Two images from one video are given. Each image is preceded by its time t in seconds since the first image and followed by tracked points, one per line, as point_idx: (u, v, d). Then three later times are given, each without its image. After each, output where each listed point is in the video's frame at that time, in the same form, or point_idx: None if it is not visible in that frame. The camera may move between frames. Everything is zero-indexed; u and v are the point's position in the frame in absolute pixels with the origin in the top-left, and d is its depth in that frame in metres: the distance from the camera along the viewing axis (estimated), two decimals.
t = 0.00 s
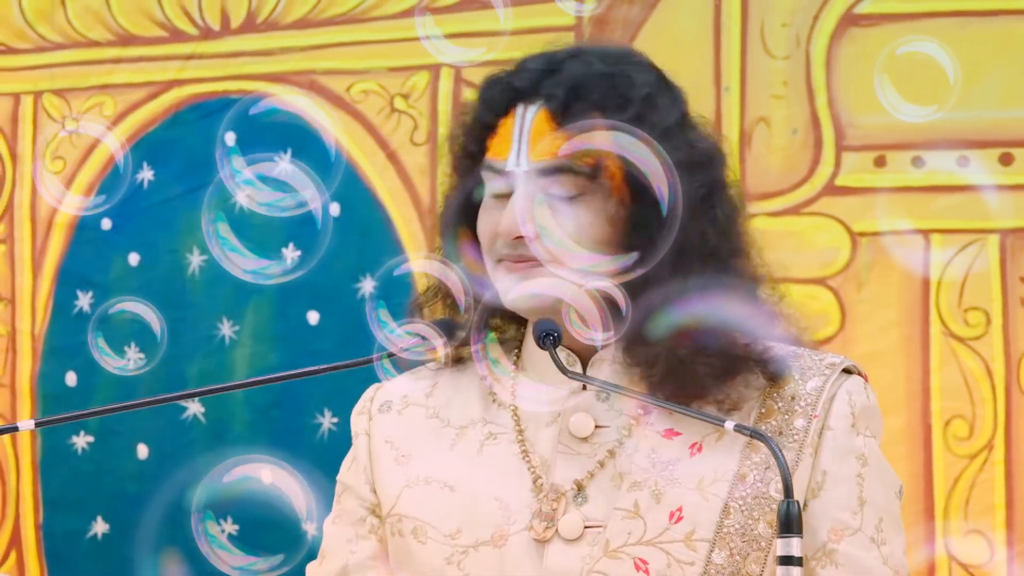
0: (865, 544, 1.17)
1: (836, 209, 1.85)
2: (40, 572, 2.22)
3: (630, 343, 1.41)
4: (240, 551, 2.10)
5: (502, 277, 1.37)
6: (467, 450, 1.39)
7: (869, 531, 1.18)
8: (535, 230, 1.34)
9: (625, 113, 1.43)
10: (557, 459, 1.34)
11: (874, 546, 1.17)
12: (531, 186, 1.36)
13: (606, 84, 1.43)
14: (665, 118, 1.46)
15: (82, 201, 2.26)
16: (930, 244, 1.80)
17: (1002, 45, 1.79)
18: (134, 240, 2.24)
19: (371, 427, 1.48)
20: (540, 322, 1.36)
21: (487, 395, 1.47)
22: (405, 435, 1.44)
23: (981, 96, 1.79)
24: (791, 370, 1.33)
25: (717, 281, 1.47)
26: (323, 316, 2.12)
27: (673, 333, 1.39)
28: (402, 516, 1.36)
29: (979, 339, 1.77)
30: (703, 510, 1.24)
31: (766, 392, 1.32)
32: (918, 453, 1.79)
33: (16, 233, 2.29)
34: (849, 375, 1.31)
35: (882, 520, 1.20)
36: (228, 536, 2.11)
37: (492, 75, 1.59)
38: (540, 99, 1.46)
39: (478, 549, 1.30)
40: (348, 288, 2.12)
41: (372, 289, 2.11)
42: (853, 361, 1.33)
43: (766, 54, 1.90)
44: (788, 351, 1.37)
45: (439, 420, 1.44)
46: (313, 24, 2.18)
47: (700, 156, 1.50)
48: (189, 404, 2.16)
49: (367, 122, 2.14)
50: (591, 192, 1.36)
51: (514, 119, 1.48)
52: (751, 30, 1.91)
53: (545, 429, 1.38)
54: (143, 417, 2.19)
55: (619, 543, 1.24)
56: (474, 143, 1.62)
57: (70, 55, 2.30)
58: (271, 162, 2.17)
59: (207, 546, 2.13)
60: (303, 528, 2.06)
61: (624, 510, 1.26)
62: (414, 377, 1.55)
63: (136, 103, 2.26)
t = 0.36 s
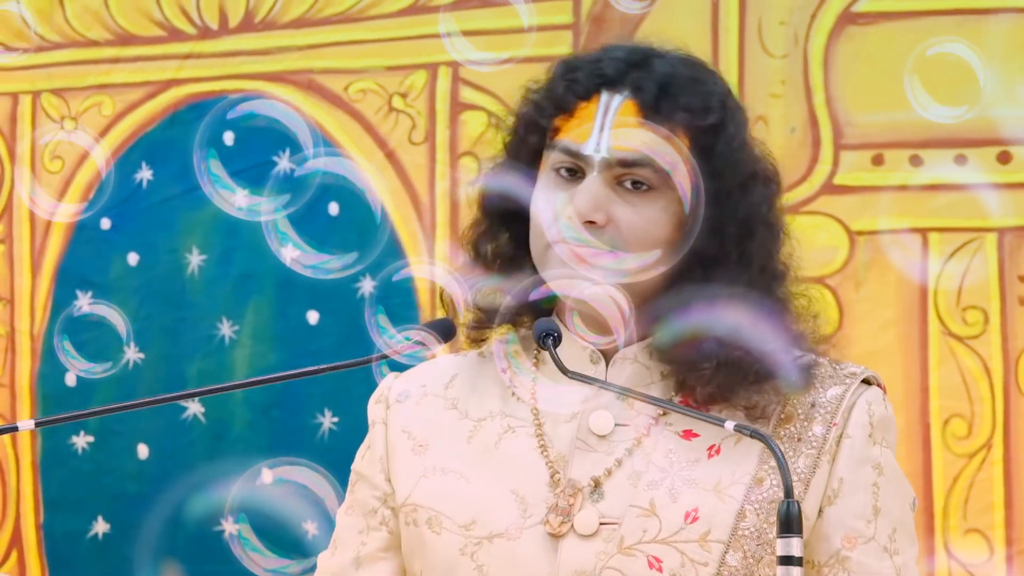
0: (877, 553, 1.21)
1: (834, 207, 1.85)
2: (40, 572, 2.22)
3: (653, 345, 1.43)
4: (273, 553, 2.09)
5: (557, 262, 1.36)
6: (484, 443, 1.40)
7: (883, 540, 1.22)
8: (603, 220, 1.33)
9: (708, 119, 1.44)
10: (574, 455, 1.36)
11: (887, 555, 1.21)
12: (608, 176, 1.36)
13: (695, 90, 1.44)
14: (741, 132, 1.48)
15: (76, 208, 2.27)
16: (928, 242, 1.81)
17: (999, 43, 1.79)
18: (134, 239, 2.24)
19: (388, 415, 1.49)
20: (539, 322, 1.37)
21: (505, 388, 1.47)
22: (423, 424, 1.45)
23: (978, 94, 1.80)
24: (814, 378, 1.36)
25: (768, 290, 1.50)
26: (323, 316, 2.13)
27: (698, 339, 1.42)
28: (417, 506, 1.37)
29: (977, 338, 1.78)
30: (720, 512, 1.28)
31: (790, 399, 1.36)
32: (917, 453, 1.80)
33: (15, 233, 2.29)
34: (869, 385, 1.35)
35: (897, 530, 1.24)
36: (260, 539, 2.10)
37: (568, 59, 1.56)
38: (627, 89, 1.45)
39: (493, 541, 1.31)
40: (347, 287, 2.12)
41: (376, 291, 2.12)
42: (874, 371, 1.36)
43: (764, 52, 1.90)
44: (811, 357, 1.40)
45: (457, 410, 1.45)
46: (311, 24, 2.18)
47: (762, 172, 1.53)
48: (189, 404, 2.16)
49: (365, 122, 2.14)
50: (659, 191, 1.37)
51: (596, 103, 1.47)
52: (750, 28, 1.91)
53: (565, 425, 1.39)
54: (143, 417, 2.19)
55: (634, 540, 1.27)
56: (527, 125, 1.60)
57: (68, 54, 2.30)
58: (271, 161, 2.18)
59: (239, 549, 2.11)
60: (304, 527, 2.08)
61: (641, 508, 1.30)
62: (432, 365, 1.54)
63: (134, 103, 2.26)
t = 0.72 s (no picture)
0: (884, 557, 1.22)
1: (831, 205, 1.86)
2: (41, 572, 2.23)
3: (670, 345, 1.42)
4: (305, 556, 2.07)
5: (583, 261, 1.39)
6: (494, 439, 1.42)
7: (890, 544, 1.23)
8: (632, 221, 1.34)
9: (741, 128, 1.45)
10: (583, 453, 1.37)
11: (894, 559, 1.22)
12: (640, 178, 1.37)
13: (729, 98, 1.46)
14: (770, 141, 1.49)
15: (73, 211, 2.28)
16: (925, 240, 1.82)
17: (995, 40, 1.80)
18: (133, 238, 2.24)
19: (398, 410, 1.50)
20: (540, 322, 1.38)
21: (517, 384, 1.49)
22: (432, 420, 1.46)
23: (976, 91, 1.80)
24: (824, 386, 1.37)
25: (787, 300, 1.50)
26: (321, 315, 2.13)
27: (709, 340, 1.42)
28: (425, 502, 1.39)
29: (974, 336, 1.79)
30: (728, 512, 1.29)
31: (800, 401, 1.36)
32: (915, 451, 1.81)
33: (14, 233, 2.30)
34: (878, 391, 1.35)
35: (904, 534, 1.25)
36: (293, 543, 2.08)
37: (601, 57, 1.54)
38: (663, 92, 1.44)
39: (500, 537, 1.32)
40: (346, 286, 2.12)
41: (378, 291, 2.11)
42: (883, 377, 1.37)
43: (761, 49, 1.91)
44: (821, 362, 1.41)
45: (467, 405, 1.46)
46: (308, 22, 2.18)
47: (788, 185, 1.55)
48: (189, 403, 2.17)
49: (363, 120, 2.15)
50: (689, 196, 1.38)
51: (631, 104, 1.45)
52: (747, 26, 1.92)
53: (574, 423, 1.41)
54: (143, 416, 2.20)
55: (640, 539, 1.29)
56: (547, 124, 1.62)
57: (65, 53, 2.30)
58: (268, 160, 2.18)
59: (272, 552, 2.10)
60: (303, 526, 2.08)
61: (648, 507, 1.31)
62: (443, 360, 1.56)
63: (132, 102, 2.26)
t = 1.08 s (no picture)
0: (886, 559, 1.23)
1: (828, 204, 1.87)
2: (41, 571, 2.24)
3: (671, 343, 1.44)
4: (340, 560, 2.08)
5: (591, 262, 1.38)
6: (496, 437, 1.42)
7: (891, 546, 1.24)
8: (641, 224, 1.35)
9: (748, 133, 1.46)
10: (585, 453, 1.38)
11: (896, 561, 1.23)
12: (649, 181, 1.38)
13: (739, 104, 1.47)
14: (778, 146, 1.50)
15: (72, 211, 2.28)
16: (922, 239, 1.82)
17: (991, 36, 1.81)
18: (133, 238, 2.24)
19: (401, 407, 1.50)
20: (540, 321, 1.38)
21: (521, 381, 1.49)
22: (435, 417, 1.46)
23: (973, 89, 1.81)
24: (825, 387, 1.37)
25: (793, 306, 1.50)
26: (320, 314, 2.13)
27: (713, 343, 1.44)
28: (428, 500, 1.40)
29: (972, 334, 1.80)
30: (729, 513, 1.30)
31: (803, 403, 1.37)
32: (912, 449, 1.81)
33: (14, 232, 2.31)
34: (881, 393, 1.36)
35: (905, 536, 1.26)
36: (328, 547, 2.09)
37: (614, 57, 1.54)
38: (674, 94, 1.45)
39: (501, 535, 1.33)
40: (344, 286, 2.13)
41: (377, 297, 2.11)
42: (886, 379, 1.37)
43: (758, 47, 1.92)
44: (825, 364, 1.42)
45: (470, 404, 1.47)
46: (307, 21, 2.19)
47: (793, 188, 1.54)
48: (189, 403, 2.17)
49: (361, 118, 2.15)
50: (698, 199, 1.39)
51: (641, 105, 1.46)
52: (744, 24, 1.92)
53: (576, 423, 1.41)
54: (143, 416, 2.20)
55: (641, 540, 1.29)
56: (558, 121, 1.61)
57: (63, 52, 2.30)
58: (267, 159, 2.19)
59: (303, 554, 2.09)
60: (303, 525, 2.09)
61: (649, 508, 1.31)
62: (446, 356, 1.56)
63: (131, 101, 2.26)
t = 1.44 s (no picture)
0: (886, 559, 1.24)
1: (826, 202, 1.87)
2: (41, 570, 2.24)
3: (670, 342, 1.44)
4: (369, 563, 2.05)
5: (591, 263, 1.39)
6: (495, 436, 1.43)
7: (891, 546, 1.25)
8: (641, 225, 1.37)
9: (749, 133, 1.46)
10: (585, 452, 1.39)
11: (896, 561, 1.24)
12: (647, 181, 1.39)
13: (739, 106, 1.47)
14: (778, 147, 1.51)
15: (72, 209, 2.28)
16: (920, 237, 1.83)
17: (991, 33, 1.81)
18: (133, 237, 2.25)
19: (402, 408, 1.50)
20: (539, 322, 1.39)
21: (520, 380, 1.50)
22: (435, 417, 1.47)
23: (971, 86, 1.81)
24: (824, 386, 1.38)
25: (793, 306, 1.50)
26: (319, 313, 2.14)
27: (713, 346, 1.45)
28: (428, 501, 1.40)
29: (970, 332, 1.80)
30: (727, 513, 1.30)
31: (801, 402, 1.37)
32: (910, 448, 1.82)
33: (14, 231, 2.31)
34: (881, 393, 1.36)
35: (905, 536, 1.26)
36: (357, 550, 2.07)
37: (613, 57, 1.54)
38: (673, 95, 1.45)
39: (499, 535, 1.34)
40: (342, 286, 2.13)
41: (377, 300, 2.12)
42: (886, 379, 1.38)
43: (756, 44, 1.92)
44: (824, 364, 1.42)
45: (470, 403, 1.47)
46: (305, 20, 2.19)
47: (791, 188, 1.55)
48: (188, 402, 2.17)
49: (359, 117, 2.15)
50: (697, 199, 1.40)
51: (641, 106, 1.46)
52: (741, 21, 1.92)
53: (576, 422, 1.42)
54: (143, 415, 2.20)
55: (639, 539, 1.30)
56: (558, 121, 1.62)
57: (63, 51, 2.31)
58: (266, 158, 2.19)
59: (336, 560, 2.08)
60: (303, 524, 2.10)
61: (648, 507, 1.32)
62: (447, 356, 1.56)
63: (130, 100, 2.26)
